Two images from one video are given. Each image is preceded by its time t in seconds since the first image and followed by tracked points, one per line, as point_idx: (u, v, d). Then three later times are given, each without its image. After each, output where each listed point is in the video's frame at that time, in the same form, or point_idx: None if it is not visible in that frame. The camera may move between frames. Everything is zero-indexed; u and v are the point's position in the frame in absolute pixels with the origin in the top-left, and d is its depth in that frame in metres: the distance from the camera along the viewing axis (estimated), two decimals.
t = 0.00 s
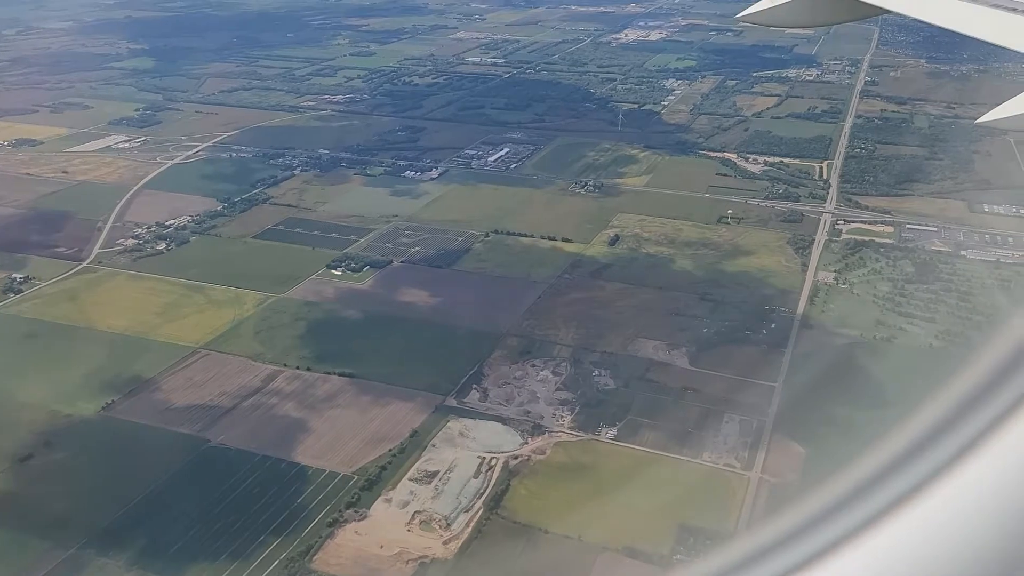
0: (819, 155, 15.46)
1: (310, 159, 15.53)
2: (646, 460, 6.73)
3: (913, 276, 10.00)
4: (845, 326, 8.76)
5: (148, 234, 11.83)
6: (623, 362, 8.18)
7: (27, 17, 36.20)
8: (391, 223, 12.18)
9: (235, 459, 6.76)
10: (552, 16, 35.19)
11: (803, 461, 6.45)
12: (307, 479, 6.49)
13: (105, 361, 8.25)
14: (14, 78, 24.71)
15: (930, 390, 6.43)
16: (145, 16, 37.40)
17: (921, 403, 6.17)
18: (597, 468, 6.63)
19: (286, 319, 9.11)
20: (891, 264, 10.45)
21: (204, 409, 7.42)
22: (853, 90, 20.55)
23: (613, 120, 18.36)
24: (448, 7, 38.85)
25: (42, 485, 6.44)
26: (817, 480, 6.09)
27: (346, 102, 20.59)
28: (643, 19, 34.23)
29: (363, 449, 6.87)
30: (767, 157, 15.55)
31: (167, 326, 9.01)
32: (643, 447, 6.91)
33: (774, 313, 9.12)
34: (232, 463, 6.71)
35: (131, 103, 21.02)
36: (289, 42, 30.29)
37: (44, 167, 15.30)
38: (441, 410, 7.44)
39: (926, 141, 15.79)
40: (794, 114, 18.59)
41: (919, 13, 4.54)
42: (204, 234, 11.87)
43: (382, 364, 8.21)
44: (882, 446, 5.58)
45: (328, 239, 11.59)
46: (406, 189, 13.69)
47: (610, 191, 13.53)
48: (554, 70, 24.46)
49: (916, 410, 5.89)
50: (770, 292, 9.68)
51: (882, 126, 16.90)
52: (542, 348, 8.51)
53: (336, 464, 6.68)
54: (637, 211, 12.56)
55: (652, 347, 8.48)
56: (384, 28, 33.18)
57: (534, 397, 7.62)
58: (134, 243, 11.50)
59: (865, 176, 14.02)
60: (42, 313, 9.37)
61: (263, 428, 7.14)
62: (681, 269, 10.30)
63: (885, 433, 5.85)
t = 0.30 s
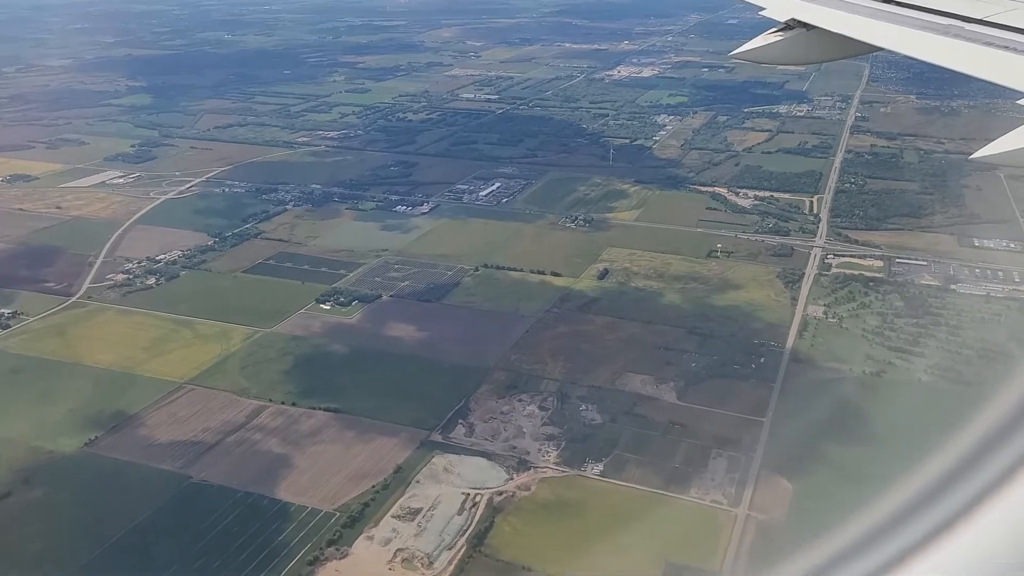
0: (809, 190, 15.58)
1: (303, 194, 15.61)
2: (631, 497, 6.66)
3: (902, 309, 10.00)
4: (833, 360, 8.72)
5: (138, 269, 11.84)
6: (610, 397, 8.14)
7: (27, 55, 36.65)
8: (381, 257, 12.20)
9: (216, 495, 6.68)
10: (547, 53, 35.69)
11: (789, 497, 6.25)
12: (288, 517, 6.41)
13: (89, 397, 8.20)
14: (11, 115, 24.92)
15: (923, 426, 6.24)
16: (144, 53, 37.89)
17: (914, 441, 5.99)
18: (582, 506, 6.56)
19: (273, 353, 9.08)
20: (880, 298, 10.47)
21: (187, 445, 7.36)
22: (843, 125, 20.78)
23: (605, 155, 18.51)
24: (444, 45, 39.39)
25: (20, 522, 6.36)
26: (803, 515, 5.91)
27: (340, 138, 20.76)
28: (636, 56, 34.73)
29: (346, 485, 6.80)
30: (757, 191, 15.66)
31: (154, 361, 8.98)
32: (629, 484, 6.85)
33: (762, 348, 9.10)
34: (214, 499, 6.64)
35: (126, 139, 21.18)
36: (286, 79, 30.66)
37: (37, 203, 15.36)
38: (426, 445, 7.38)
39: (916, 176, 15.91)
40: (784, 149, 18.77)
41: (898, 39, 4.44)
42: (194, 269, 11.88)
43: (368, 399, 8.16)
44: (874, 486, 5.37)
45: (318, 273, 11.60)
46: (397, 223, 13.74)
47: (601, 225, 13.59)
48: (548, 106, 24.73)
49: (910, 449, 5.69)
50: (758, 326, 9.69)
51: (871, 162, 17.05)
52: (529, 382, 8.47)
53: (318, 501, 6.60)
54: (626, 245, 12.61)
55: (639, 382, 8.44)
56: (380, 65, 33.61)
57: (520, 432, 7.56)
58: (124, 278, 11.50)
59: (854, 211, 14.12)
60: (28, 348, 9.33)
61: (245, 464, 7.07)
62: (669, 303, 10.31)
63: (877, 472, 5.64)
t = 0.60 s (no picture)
0: (801, 209, 15.62)
1: (295, 214, 15.63)
2: (619, 518, 6.62)
3: (892, 328, 9.98)
4: (823, 379, 8.69)
5: (128, 290, 11.83)
6: (599, 418, 8.10)
7: (24, 77, 36.82)
8: (372, 278, 12.19)
9: (200, 518, 6.63)
10: (542, 75, 35.95)
11: (777, 519, 6.18)
12: (271, 540, 6.35)
13: (75, 418, 8.16)
14: (7, 137, 24.98)
15: (914, 448, 6.16)
16: (141, 75, 38.10)
17: (905, 463, 5.91)
18: (569, 527, 6.50)
19: (260, 374, 9.04)
20: (871, 317, 10.47)
21: (172, 467, 7.30)
22: (835, 145, 20.89)
23: (597, 175, 18.58)
24: (440, 66, 39.65)
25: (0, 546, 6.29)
26: (792, 535, 5.84)
27: (334, 158, 20.82)
28: (630, 77, 34.98)
29: (330, 507, 6.75)
30: (749, 211, 15.72)
31: (141, 382, 8.94)
32: (616, 504, 6.80)
33: (753, 368, 9.06)
34: (197, 523, 6.58)
35: (121, 161, 21.23)
36: (282, 100, 30.82)
37: (29, 224, 15.36)
38: (413, 466, 7.33)
39: (907, 195, 15.98)
40: (776, 169, 18.85)
41: (889, 59, 4.49)
42: (184, 289, 11.86)
43: (355, 420, 8.11)
44: (865, 510, 5.30)
45: (308, 294, 11.58)
46: (389, 244, 13.75)
47: (592, 245, 13.62)
48: (541, 127, 24.86)
49: (901, 472, 5.61)
50: (748, 345, 9.68)
51: (863, 182, 17.13)
52: (517, 403, 8.43)
53: (303, 523, 6.55)
54: (617, 265, 12.62)
55: (628, 401, 8.41)
56: (376, 87, 33.81)
57: (507, 452, 7.52)
58: (114, 299, 11.48)
59: (845, 230, 14.16)
60: (15, 369, 9.29)
61: (230, 486, 7.02)
62: (659, 323, 10.30)
63: (867, 494, 5.56)
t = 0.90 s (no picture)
0: (788, 213, 15.66)
1: (282, 219, 15.58)
2: (601, 522, 6.59)
3: (876, 331, 9.99)
4: (807, 383, 8.68)
5: (111, 295, 11.75)
6: (582, 422, 8.07)
7: (11, 82, 36.61)
8: (357, 282, 12.15)
9: (178, 525, 6.57)
10: (532, 79, 36.01)
11: (758, 522, 6.17)
12: (249, 547, 6.30)
13: (53, 425, 8.08)
14: None
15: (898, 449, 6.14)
16: (129, 79, 37.95)
17: (886, 464, 5.89)
18: (551, 532, 6.47)
19: (243, 380, 8.98)
20: (855, 320, 10.48)
21: (151, 474, 7.24)
22: (823, 149, 20.97)
23: (586, 179, 18.59)
24: (430, 70, 39.66)
25: None
26: (774, 539, 5.82)
27: (322, 163, 20.77)
28: (620, 81, 35.06)
29: (310, 513, 6.70)
30: (736, 215, 15.75)
31: (122, 389, 8.86)
32: (599, 509, 6.77)
33: (738, 372, 9.06)
34: (175, 530, 6.52)
35: (107, 166, 21.13)
36: (271, 105, 30.74)
37: (13, 229, 15.26)
38: (394, 472, 7.28)
39: (894, 199, 16.04)
40: (764, 173, 18.90)
41: (879, 65, 4.47)
42: (168, 295, 11.78)
43: (337, 426, 8.06)
44: (844, 512, 5.29)
45: (293, 299, 11.53)
46: (375, 248, 13.71)
47: (579, 249, 13.61)
48: (531, 131, 24.88)
49: (881, 473, 5.60)
50: (733, 349, 9.68)
51: (850, 186, 17.19)
52: (500, 407, 8.39)
53: (282, 530, 6.50)
54: (603, 269, 12.61)
55: (612, 405, 8.39)
56: (366, 91, 33.79)
57: (490, 457, 7.48)
58: (96, 304, 11.40)
59: (832, 234, 14.20)
60: None
61: (209, 493, 6.96)
62: (644, 327, 10.28)
63: (847, 496, 5.54)
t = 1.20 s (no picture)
0: (783, 212, 15.66)
1: (276, 220, 15.59)
2: (589, 523, 6.59)
3: (869, 330, 9.98)
4: (798, 382, 8.67)
5: (105, 296, 11.76)
6: (573, 422, 8.07)
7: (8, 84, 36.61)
8: (350, 283, 12.15)
9: (166, 526, 6.58)
10: (530, 79, 36.00)
11: (747, 522, 6.16)
12: (237, 547, 6.31)
13: (44, 426, 8.09)
14: None
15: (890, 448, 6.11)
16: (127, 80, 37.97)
17: (877, 462, 5.88)
18: (539, 532, 6.47)
19: (234, 381, 8.99)
20: (848, 319, 10.47)
21: (141, 475, 7.25)
22: (819, 148, 20.95)
23: (581, 179, 18.59)
24: (428, 70, 39.65)
25: None
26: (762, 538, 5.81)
27: (318, 164, 20.78)
28: (618, 80, 35.03)
29: (299, 514, 6.71)
30: (731, 214, 15.74)
31: (114, 390, 8.88)
32: (587, 509, 6.78)
33: (730, 371, 9.06)
34: (163, 530, 6.53)
35: (104, 167, 21.15)
36: (268, 106, 30.75)
37: (8, 231, 15.28)
38: (383, 473, 7.29)
39: (890, 197, 16.02)
40: (759, 172, 18.88)
41: (882, 63, 4.47)
42: (162, 296, 11.79)
43: (327, 426, 8.07)
44: (834, 511, 5.27)
45: (286, 300, 11.53)
46: (368, 249, 13.71)
47: (572, 249, 13.61)
48: (527, 131, 24.88)
49: (872, 471, 5.58)
50: (725, 348, 9.68)
51: (846, 184, 17.17)
52: (491, 408, 8.40)
53: (270, 530, 6.51)
54: (597, 269, 12.61)
55: (603, 406, 8.39)
56: (364, 92, 33.79)
57: (479, 458, 7.49)
58: (90, 305, 11.41)
59: (826, 233, 14.20)
60: None
61: (198, 493, 6.97)
62: (637, 327, 10.29)
63: (838, 494, 5.53)
